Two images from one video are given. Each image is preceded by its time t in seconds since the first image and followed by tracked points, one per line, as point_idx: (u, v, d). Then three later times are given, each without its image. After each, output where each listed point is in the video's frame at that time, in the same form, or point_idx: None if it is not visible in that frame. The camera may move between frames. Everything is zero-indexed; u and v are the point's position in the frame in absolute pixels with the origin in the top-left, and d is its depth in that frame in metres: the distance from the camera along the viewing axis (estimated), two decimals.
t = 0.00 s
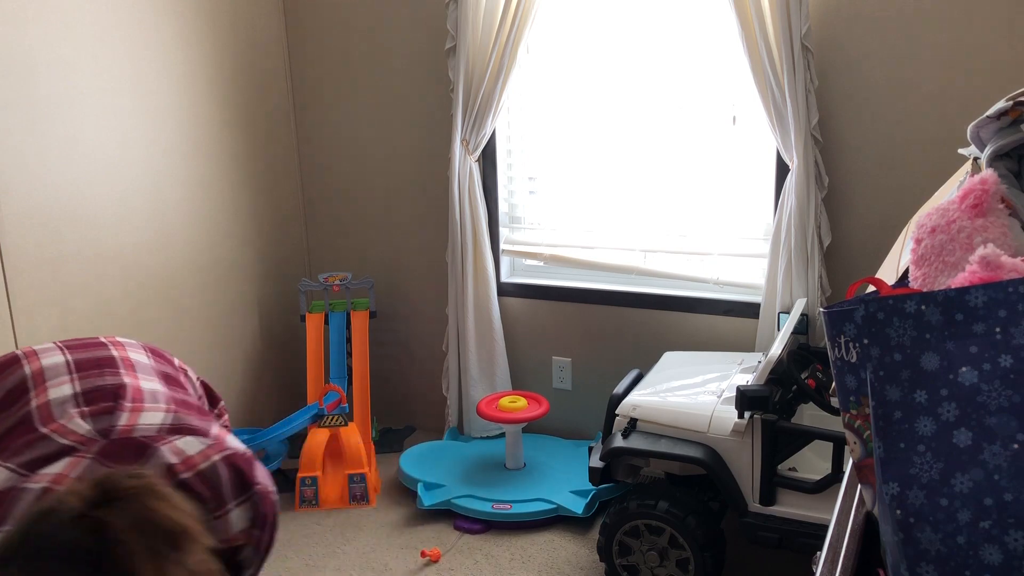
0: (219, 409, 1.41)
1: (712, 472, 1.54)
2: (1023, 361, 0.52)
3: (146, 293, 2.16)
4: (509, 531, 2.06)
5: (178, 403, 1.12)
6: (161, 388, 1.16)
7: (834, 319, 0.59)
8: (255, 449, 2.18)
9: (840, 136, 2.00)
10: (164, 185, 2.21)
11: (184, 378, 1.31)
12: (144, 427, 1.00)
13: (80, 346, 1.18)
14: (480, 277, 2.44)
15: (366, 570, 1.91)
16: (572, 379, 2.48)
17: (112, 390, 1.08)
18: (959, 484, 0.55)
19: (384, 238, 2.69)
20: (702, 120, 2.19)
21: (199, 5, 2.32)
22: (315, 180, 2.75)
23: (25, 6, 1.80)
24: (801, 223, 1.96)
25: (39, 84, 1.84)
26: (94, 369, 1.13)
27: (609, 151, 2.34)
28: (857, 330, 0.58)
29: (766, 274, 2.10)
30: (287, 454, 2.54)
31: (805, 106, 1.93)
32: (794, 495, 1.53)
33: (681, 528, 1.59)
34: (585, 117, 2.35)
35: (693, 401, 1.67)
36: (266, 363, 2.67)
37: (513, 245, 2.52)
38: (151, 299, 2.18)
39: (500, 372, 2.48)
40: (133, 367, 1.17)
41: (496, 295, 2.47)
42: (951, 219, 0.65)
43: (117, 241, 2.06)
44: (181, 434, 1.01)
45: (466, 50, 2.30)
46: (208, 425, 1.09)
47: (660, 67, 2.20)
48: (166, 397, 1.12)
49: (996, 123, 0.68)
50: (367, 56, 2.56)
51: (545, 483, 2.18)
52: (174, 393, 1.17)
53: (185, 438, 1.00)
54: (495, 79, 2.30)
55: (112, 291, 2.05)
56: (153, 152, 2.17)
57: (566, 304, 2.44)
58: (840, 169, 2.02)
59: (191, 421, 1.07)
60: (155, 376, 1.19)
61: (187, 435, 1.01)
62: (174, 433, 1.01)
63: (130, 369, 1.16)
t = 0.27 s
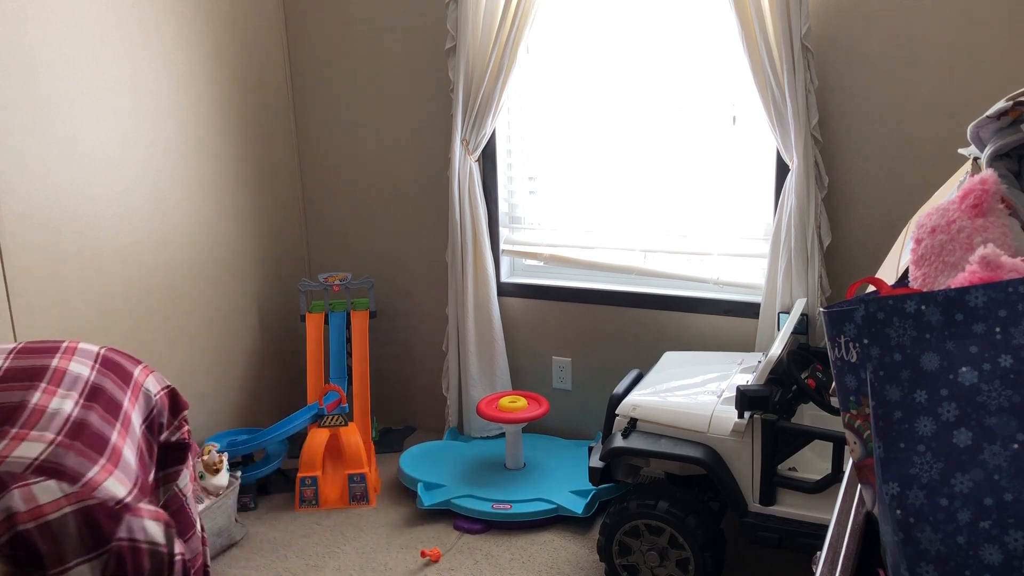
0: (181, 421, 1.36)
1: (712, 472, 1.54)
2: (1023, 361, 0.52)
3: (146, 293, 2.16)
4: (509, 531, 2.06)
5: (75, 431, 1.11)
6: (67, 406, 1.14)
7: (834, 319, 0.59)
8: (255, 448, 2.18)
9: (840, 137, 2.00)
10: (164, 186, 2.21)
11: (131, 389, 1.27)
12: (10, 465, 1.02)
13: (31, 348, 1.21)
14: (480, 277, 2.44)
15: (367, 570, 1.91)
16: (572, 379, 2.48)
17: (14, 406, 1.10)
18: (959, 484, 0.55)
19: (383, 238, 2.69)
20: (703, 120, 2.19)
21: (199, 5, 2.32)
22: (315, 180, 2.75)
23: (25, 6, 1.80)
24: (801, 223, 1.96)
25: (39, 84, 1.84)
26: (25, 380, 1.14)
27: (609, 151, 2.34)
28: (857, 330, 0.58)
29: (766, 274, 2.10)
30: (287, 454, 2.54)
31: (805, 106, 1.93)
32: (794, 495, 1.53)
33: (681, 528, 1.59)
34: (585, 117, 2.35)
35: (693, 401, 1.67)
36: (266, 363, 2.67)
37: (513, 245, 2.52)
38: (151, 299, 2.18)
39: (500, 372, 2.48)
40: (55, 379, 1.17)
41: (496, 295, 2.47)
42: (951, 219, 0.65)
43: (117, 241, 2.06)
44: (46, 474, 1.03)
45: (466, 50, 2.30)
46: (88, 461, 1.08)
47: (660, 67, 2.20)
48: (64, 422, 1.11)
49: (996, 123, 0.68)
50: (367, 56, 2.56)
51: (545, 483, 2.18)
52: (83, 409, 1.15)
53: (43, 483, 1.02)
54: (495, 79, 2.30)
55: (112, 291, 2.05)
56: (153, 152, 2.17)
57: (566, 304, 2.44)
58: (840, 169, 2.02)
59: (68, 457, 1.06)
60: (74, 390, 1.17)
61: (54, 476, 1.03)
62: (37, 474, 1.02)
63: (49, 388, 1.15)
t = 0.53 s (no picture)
0: (185, 419, 1.48)
1: (711, 472, 1.54)
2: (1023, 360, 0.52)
3: (146, 293, 2.16)
4: (509, 531, 2.06)
5: (93, 442, 1.23)
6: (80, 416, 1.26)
7: (834, 319, 0.59)
8: (255, 448, 2.18)
9: (840, 137, 2.00)
10: (164, 186, 2.22)
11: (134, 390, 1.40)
12: (38, 472, 1.15)
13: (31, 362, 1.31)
14: (480, 277, 2.44)
15: (367, 570, 1.91)
16: (572, 379, 2.48)
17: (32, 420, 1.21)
18: (959, 484, 0.55)
19: (383, 238, 2.69)
20: (703, 120, 2.19)
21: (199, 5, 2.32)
22: (314, 180, 2.75)
23: (26, 6, 1.80)
24: (800, 223, 1.96)
25: (39, 84, 1.84)
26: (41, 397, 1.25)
27: (609, 151, 2.34)
28: (857, 330, 0.58)
29: (766, 274, 2.10)
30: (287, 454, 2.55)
31: (805, 106, 1.93)
32: (795, 494, 1.53)
33: (681, 528, 1.59)
34: (585, 116, 2.34)
35: (694, 401, 1.67)
36: (266, 363, 2.67)
37: (513, 245, 2.52)
38: (151, 299, 2.18)
39: (500, 371, 2.48)
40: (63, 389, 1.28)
41: (496, 295, 2.47)
42: (951, 219, 0.65)
43: (117, 241, 2.06)
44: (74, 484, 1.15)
45: (466, 50, 2.30)
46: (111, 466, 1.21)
47: (660, 67, 2.20)
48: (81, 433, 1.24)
49: (996, 123, 0.68)
50: (367, 56, 2.56)
51: (545, 483, 2.18)
52: (95, 418, 1.27)
53: (73, 487, 1.14)
54: (495, 79, 2.30)
55: (111, 291, 2.05)
56: (153, 152, 2.17)
57: (566, 304, 2.44)
58: (840, 169, 2.02)
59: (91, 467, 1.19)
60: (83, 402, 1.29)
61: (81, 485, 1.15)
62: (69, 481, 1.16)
63: (60, 392, 1.27)
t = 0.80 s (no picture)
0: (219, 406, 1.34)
1: (711, 472, 1.54)
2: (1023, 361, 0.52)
3: (146, 293, 2.16)
4: (509, 531, 2.06)
5: (140, 408, 0.96)
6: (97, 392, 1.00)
7: (834, 319, 0.59)
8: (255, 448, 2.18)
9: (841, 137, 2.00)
10: (164, 186, 2.22)
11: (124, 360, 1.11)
12: (186, 446, 0.88)
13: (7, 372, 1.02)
14: (480, 277, 2.44)
15: (367, 570, 1.91)
16: (572, 379, 2.48)
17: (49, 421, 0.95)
18: (959, 484, 0.55)
19: (384, 238, 2.69)
20: (702, 120, 2.19)
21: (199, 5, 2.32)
22: (315, 180, 2.75)
23: (25, 6, 1.80)
24: (800, 223, 1.96)
25: (39, 84, 1.84)
26: (94, 393, 1.00)
27: (609, 151, 2.34)
28: (857, 330, 0.58)
29: (766, 274, 2.10)
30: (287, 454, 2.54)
31: (805, 106, 1.93)
32: (795, 495, 1.53)
33: (681, 528, 1.59)
34: (585, 116, 2.34)
35: (693, 401, 1.67)
36: (266, 363, 2.67)
37: (513, 245, 2.52)
38: (151, 299, 2.18)
39: (500, 371, 2.48)
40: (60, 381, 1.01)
41: (496, 295, 2.47)
42: (951, 219, 0.65)
43: (117, 241, 2.06)
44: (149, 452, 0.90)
45: (466, 50, 2.30)
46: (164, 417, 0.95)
47: (660, 67, 2.20)
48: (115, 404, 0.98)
49: (996, 123, 0.68)
50: (367, 56, 2.56)
51: (545, 483, 2.18)
52: (112, 391, 1.00)
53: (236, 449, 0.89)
54: (495, 79, 2.30)
55: (111, 291, 2.05)
56: (153, 152, 2.17)
57: (566, 304, 2.44)
58: (840, 169, 2.02)
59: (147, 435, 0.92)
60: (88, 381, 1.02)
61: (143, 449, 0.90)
62: (136, 455, 0.90)
63: (138, 389, 1.02)
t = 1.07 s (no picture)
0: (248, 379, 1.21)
1: (712, 472, 1.54)
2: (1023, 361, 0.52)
3: (146, 293, 2.16)
4: (509, 531, 2.06)
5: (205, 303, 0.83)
6: (95, 340, 0.81)
7: (834, 319, 0.59)
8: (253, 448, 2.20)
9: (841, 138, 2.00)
10: (164, 186, 2.21)
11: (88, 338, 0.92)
12: (281, 317, 0.75)
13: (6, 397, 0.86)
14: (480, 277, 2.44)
15: (366, 570, 1.91)
16: (572, 379, 2.48)
17: (87, 397, 0.78)
18: (959, 484, 0.55)
19: (384, 238, 2.69)
20: (702, 120, 2.19)
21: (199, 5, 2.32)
22: (315, 180, 2.75)
23: (25, 6, 1.80)
24: (800, 223, 1.96)
25: (39, 83, 1.84)
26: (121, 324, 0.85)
27: (609, 151, 2.34)
28: (857, 330, 0.58)
29: (766, 274, 2.10)
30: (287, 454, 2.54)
31: (805, 106, 1.93)
32: (795, 494, 1.53)
33: (681, 528, 1.59)
34: (585, 116, 2.34)
35: (693, 401, 1.67)
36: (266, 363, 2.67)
37: (513, 245, 2.52)
38: (151, 299, 2.17)
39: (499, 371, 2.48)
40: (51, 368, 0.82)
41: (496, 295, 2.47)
42: (951, 219, 0.65)
43: (117, 241, 2.06)
44: (233, 341, 0.74)
45: (466, 50, 2.30)
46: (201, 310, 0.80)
47: (660, 67, 2.20)
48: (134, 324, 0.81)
49: (996, 123, 0.68)
50: (367, 56, 2.56)
51: (545, 483, 2.18)
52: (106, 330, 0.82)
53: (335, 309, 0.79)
54: (495, 79, 2.30)
55: (111, 292, 2.05)
56: (153, 152, 2.17)
57: (566, 304, 2.44)
58: (840, 170, 2.02)
59: (198, 327, 0.77)
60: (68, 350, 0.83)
61: (221, 339, 0.75)
62: (222, 348, 0.74)
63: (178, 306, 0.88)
